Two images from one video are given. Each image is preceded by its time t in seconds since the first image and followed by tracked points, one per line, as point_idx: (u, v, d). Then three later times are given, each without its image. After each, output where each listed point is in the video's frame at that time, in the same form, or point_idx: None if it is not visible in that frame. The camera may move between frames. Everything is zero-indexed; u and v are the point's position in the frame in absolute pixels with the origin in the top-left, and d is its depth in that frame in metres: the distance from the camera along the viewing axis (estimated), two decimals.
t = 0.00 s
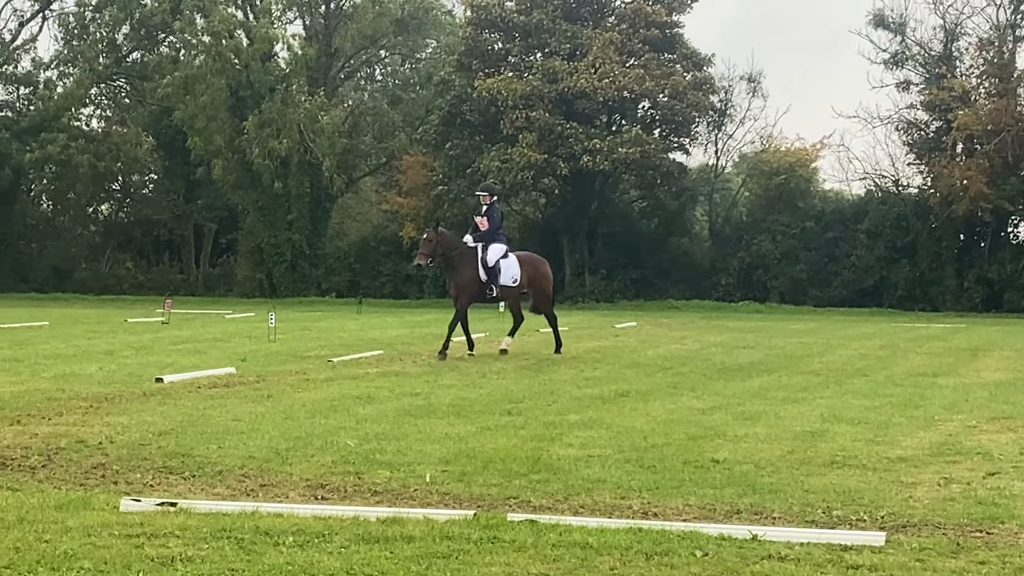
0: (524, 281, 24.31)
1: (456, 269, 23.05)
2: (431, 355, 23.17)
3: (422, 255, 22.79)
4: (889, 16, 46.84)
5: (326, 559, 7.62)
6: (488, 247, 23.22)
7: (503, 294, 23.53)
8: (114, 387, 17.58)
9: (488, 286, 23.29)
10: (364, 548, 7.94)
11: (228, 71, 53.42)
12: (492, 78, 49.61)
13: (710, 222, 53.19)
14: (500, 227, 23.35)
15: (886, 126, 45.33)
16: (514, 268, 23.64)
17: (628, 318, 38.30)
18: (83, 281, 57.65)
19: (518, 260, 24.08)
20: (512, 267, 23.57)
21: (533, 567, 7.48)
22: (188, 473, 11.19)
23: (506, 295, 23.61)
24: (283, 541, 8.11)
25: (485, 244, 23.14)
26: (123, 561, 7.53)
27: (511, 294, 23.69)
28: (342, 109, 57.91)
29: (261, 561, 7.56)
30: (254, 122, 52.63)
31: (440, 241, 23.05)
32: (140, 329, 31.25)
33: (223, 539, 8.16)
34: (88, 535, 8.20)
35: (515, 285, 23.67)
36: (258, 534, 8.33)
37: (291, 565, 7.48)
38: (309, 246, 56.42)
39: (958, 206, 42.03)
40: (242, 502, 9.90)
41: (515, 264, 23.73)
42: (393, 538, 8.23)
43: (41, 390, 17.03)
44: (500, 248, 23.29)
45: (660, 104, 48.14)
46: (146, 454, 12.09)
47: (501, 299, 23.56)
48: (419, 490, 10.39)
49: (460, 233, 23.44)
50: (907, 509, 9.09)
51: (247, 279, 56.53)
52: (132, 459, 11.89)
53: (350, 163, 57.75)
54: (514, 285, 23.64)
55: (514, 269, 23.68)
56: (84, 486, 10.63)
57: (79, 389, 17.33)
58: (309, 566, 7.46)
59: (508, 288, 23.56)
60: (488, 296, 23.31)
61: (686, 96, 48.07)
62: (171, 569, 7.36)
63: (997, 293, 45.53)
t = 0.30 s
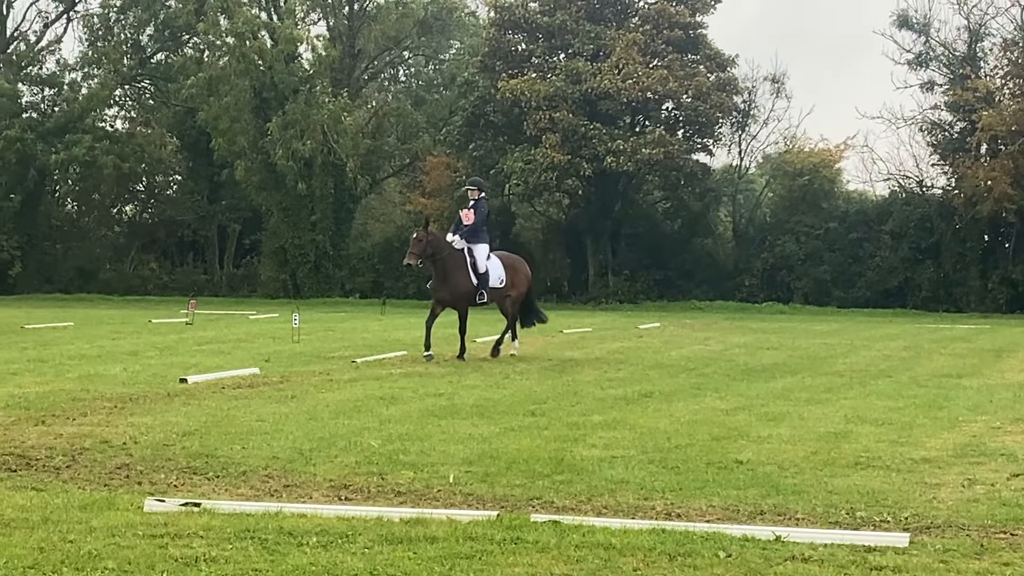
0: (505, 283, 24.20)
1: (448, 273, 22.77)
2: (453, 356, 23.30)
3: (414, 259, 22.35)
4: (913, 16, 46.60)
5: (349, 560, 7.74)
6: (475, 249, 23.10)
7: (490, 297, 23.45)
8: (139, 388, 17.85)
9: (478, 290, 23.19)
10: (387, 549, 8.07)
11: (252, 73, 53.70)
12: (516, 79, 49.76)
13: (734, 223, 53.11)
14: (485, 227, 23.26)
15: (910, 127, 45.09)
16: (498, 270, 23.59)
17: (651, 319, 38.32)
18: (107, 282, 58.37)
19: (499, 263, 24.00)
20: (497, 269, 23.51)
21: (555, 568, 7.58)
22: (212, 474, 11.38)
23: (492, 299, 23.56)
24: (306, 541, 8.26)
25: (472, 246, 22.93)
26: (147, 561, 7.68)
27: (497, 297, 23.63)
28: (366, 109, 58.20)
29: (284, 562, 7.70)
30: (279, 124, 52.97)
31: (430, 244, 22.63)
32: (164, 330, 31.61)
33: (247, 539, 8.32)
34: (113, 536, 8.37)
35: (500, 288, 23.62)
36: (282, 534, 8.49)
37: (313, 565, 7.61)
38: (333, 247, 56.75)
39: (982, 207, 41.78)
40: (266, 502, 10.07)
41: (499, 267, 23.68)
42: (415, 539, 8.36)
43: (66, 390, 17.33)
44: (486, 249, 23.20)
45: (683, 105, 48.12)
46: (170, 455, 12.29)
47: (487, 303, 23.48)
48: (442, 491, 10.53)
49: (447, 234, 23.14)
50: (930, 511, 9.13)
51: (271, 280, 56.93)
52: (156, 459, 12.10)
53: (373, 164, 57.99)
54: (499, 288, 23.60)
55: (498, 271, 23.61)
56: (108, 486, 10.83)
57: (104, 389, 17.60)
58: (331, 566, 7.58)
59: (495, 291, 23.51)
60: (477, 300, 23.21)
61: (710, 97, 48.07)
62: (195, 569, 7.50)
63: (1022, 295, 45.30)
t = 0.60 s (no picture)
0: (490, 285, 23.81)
1: (434, 277, 22.34)
2: (476, 356, 23.41)
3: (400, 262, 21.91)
4: (936, 14, 46.34)
5: (373, 559, 7.86)
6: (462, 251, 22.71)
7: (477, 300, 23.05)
8: (162, 387, 18.07)
9: (465, 293, 22.79)
10: (410, 548, 8.19)
11: (275, 72, 54.02)
12: (539, 78, 49.87)
13: (756, 222, 52.98)
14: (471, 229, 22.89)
15: (933, 126, 44.84)
16: (485, 273, 23.22)
17: (673, 318, 38.29)
18: (131, 281, 58.93)
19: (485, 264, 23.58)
20: (483, 271, 23.13)
21: (579, 568, 7.67)
22: (235, 473, 11.54)
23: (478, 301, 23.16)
24: (330, 541, 8.39)
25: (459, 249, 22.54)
26: (171, 560, 7.81)
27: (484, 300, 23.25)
28: (390, 109, 58.45)
29: (307, 561, 7.82)
30: (302, 123, 53.23)
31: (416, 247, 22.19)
32: (187, 330, 31.88)
33: (270, 539, 8.45)
34: (136, 535, 8.52)
35: (487, 290, 23.24)
36: (305, 534, 8.63)
37: (336, 564, 7.74)
38: (356, 246, 57.04)
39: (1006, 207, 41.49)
40: (289, 502, 10.21)
41: (485, 270, 23.31)
42: (438, 538, 8.48)
43: (90, 390, 17.55)
44: (472, 252, 22.83)
45: (706, 104, 48.10)
46: (193, 454, 12.46)
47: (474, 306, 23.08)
48: (465, 490, 10.64)
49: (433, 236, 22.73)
50: (955, 510, 9.16)
51: (294, 279, 57.24)
52: (179, 459, 12.26)
53: (396, 163, 58.00)
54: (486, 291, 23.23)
55: (485, 273, 23.23)
56: (131, 486, 11.01)
57: (127, 388, 17.82)
58: (355, 566, 7.69)
59: (482, 294, 23.13)
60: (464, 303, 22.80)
61: (732, 96, 47.93)
62: (218, 568, 7.62)
63: None
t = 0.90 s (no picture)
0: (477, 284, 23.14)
1: (428, 275, 21.53)
2: (502, 354, 23.54)
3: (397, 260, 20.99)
4: (962, 12, 45.98)
5: (400, 557, 8.01)
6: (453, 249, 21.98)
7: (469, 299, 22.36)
8: (189, 386, 18.31)
9: (458, 292, 22.07)
10: (438, 546, 8.34)
11: (300, 71, 54.36)
12: (563, 77, 49.95)
13: (781, 220, 52.81)
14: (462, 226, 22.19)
15: (958, 124, 44.50)
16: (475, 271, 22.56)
17: (699, 316, 38.29)
18: (157, 281, 59.56)
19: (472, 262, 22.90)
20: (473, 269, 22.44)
21: (605, 566, 7.77)
22: (262, 472, 11.74)
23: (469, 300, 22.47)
24: (356, 539, 8.55)
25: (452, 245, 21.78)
26: (198, 558, 7.98)
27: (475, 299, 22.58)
28: (414, 108, 58.60)
29: (335, 558, 7.99)
30: (327, 122, 53.56)
31: (410, 244, 21.31)
32: (214, 328, 32.17)
33: (297, 536, 8.62)
34: (164, 533, 8.72)
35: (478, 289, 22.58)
36: (332, 532, 8.78)
37: (362, 562, 7.89)
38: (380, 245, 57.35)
39: None
40: (316, 500, 10.38)
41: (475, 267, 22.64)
42: (465, 536, 8.62)
43: (117, 388, 17.82)
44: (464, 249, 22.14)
45: (731, 103, 47.89)
46: (220, 452, 12.68)
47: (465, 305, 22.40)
48: (491, 489, 10.77)
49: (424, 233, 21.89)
50: (982, 509, 9.18)
51: (320, 278, 57.65)
52: (206, 457, 12.48)
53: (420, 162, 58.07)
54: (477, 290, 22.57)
55: (475, 271, 22.55)
56: (158, 484, 11.22)
57: (153, 387, 18.08)
58: (382, 564, 7.84)
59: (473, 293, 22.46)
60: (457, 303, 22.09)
61: (757, 94, 47.71)
62: (246, 566, 7.79)
63: None
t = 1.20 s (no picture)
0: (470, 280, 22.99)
1: (423, 273, 21.36)
2: (529, 352, 23.66)
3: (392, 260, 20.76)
4: (991, 7, 45.55)
5: (428, 554, 8.18)
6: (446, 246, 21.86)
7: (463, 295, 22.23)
8: (217, 383, 18.57)
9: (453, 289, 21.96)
10: (465, 543, 8.49)
11: (328, 68, 54.69)
12: (590, 73, 50.02)
13: (809, 216, 52.64)
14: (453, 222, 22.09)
15: (987, 119, 44.13)
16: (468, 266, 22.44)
17: (726, 313, 38.23)
18: (185, 278, 60.26)
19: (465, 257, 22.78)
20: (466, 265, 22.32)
21: (634, 563, 7.89)
22: (290, 468, 11.95)
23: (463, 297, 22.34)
24: (385, 536, 8.72)
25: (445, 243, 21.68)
26: (227, 555, 8.17)
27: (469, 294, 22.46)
28: (441, 105, 58.52)
29: (364, 555, 8.16)
30: (354, 120, 53.93)
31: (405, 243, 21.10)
32: (242, 326, 32.51)
33: (325, 533, 8.80)
34: (193, 530, 8.93)
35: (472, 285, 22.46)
36: (361, 529, 8.95)
37: (390, 559, 8.06)
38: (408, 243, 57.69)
39: None
40: (345, 497, 10.56)
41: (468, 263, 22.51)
42: (494, 534, 8.76)
43: (145, 385, 18.13)
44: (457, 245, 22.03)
45: (758, 99, 47.79)
46: (248, 450, 12.90)
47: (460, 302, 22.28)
48: (519, 485, 10.91)
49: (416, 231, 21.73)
50: (1013, 507, 9.23)
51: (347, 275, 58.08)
52: (234, 454, 12.70)
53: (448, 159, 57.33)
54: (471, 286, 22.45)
55: (468, 267, 22.43)
56: (187, 481, 11.45)
57: (181, 384, 18.37)
58: (410, 560, 8.00)
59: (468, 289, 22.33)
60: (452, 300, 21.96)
61: (785, 90, 47.51)
62: (275, 563, 7.98)
63: None
